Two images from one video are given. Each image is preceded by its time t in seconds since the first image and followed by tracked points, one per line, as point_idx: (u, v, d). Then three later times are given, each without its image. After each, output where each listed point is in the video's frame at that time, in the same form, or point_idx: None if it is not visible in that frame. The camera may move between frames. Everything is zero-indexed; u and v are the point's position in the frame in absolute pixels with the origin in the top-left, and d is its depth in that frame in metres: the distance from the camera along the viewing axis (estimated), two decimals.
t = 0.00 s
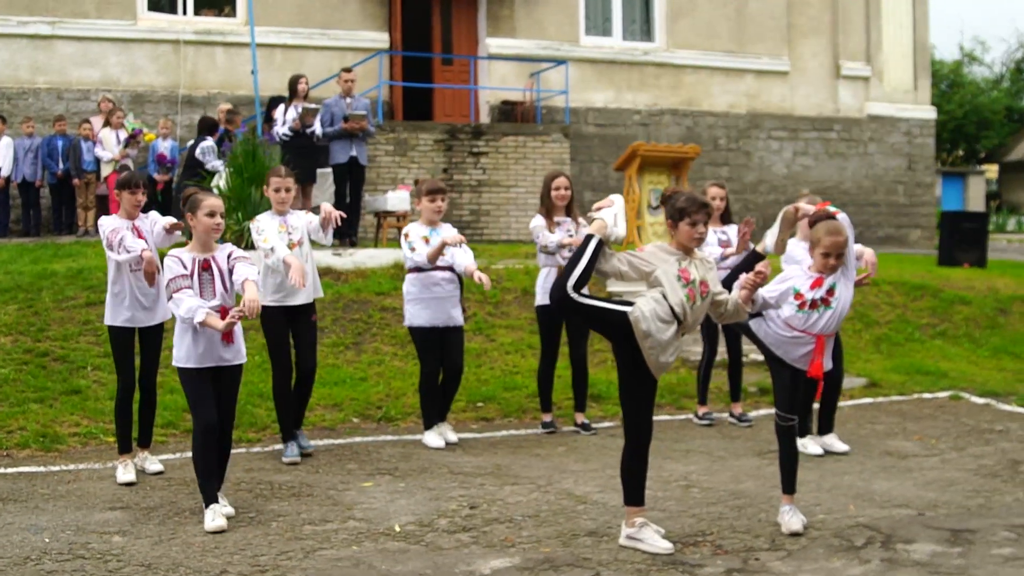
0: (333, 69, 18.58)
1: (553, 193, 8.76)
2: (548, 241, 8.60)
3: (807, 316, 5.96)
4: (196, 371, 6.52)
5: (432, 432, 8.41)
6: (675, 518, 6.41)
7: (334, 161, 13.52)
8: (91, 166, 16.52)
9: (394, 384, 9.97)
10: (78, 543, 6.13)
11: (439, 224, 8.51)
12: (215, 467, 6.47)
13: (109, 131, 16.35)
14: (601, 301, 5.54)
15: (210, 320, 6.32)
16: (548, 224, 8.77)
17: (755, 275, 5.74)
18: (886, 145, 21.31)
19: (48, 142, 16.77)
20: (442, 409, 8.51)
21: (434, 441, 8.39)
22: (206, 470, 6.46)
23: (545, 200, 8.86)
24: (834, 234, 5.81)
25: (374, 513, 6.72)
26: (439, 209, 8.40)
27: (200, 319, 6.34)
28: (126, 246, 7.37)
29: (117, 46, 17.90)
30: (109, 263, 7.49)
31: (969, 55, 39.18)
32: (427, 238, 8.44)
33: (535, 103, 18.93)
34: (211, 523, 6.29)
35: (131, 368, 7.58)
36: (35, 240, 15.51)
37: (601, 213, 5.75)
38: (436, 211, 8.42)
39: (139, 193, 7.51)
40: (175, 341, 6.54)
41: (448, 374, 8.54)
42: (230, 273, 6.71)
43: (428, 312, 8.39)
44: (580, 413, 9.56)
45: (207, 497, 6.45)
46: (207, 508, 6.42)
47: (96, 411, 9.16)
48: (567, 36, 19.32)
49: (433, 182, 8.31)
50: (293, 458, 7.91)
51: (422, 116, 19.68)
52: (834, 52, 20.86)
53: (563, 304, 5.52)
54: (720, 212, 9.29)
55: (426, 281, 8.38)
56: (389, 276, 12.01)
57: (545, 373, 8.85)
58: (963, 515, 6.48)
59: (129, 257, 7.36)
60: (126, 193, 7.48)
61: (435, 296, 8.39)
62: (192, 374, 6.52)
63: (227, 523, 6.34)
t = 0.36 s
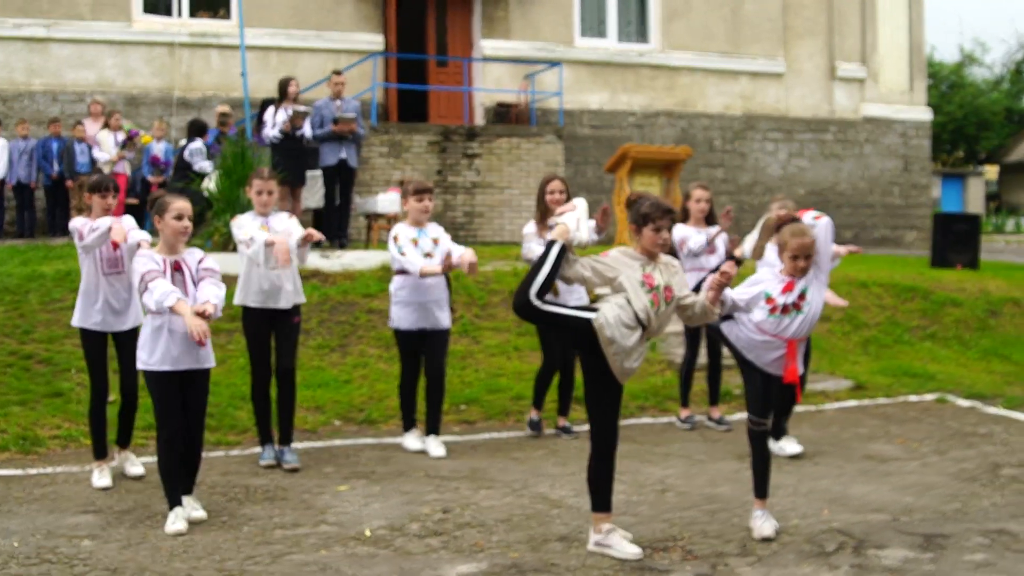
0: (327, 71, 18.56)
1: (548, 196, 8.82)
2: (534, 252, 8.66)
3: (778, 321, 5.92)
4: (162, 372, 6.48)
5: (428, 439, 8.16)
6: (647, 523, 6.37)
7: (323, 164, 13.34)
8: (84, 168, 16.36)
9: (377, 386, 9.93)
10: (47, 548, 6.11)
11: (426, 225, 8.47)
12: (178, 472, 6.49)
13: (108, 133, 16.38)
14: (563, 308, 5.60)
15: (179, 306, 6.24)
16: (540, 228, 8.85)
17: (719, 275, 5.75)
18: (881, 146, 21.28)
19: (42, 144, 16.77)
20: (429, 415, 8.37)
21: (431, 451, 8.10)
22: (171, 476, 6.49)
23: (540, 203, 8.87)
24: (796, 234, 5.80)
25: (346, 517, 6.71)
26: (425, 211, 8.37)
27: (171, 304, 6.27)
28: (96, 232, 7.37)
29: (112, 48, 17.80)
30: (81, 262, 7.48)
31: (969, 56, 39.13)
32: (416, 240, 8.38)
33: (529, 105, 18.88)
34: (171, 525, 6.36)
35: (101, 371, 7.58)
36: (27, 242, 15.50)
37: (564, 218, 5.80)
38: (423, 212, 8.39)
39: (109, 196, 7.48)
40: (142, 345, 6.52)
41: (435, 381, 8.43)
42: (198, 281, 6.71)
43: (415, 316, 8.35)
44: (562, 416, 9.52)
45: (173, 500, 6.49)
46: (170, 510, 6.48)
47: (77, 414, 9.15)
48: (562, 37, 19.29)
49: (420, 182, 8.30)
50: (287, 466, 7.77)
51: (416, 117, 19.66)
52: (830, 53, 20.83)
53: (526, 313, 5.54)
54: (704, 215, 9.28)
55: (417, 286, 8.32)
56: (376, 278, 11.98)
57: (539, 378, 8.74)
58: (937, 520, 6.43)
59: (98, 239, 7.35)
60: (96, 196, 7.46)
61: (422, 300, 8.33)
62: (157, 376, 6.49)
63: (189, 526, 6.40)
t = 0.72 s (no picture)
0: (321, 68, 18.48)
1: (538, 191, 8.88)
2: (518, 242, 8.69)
3: (748, 321, 5.86)
4: (128, 374, 6.36)
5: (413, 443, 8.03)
6: (623, 525, 6.28)
7: (312, 161, 13.34)
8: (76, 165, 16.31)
9: (361, 386, 9.84)
10: (13, 548, 6.03)
11: (417, 224, 8.41)
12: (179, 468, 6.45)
13: (103, 130, 16.32)
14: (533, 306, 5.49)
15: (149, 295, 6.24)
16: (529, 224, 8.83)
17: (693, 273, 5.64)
18: (879, 144, 21.17)
19: (34, 142, 16.71)
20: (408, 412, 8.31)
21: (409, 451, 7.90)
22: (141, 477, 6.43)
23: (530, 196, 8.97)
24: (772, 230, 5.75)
25: (319, 518, 6.65)
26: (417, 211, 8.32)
27: (141, 294, 6.22)
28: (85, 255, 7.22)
29: (105, 46, 17.80)
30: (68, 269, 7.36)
31: (972, 54, 38.97)
32: (405, 238, 8.33)
33: (526, 102, 18.77)
34: (140, 527, 6.30)
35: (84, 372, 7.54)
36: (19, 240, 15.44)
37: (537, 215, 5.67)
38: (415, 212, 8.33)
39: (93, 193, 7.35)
40: (110, 345, 6.40)
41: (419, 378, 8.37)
42: (169, 280, 6.51)
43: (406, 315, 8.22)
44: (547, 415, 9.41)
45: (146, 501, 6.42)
46: (140, 510, 6.41)
47: (57, 413, 9.08)
48: (558, 35, 19.19)
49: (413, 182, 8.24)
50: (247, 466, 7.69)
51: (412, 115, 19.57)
52: (828, 51, 20.71)
53: (495, 312, 5.42)
54: (698, 211, 9.06)
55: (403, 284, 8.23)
56: (364, 276, 11.91)
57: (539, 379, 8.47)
58: (918, 522, 6.30)
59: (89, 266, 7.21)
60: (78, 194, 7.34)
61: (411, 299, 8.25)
62: (123, 377, 6.39)
63: (159, 526, 6.33)
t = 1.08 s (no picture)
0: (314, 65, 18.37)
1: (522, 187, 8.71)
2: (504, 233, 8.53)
3: (719, 320, 5.75)
4: (103, 379, 6.14)
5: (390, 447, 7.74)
6: (595, 527, 6.16)
7: (299, 158, 13.13)
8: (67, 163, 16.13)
9: (344, 385, 9.73)
10: None
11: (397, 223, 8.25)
12: (148, 480, 6.20)
13: (94, 127, 16.17)
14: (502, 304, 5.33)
15: (124, 328, 5.91)
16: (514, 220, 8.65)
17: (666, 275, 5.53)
18: (877, 141, 21.02)
19: (25, 139, 16.60)
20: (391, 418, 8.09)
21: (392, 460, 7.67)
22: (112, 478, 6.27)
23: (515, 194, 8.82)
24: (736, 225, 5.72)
25: (289, 519, 6.55)
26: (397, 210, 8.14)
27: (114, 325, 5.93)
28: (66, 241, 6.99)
29: (98, 43, 17.67)
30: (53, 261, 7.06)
31: (975, 51, 38.82)
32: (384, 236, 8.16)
33: (521, 99, 18.60)
34: (105, 527, 6.24)
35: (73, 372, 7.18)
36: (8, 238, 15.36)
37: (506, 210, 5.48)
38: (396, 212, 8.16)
39: (84, 186, 7.02)
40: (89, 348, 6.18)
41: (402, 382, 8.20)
42: (148, 276, 6.25)
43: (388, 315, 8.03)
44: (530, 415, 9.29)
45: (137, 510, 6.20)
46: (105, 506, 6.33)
47: (33, 412, 8.98)
48: (553, 32, 19.07)
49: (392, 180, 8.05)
50: (231, 481, 7.29)
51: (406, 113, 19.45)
52: (826, 48, 20.57)
53: (462, 309, 5.26)
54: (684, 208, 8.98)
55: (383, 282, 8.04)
56: (351, 275, 11.81)
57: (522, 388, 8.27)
58: (897, 524, 6.16)
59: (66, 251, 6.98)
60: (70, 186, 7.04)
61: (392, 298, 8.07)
62: (101, 382, 6.15)
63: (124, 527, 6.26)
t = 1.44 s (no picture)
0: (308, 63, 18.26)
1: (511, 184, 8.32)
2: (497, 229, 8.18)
3: (692, 319, 5.60)
4: (75, 379, 5.86)
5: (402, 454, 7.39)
6: (567, 532, 6.01)
7: (287, 157, 12.94)
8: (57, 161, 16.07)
9: (325, 385, 9.59)
10: None
11: (383, 220, 7.77)
12: (99, 492, 5.76)
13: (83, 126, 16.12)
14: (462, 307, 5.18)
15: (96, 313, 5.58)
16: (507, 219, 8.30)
17: (634, 270, 5.35)
18: (878, 139, 20.83)
19: (15, 138, 16.50)
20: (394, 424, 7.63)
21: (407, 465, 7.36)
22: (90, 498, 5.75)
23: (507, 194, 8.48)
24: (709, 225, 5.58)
25: (255, 523, 6.40)
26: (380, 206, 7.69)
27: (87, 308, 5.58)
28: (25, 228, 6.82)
29: (89, 41, 17.61)
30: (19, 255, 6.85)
31: (980, 50, 38.57)
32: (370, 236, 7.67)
33: (517, 97, 18.41)
34: (90, 557, 5.61)
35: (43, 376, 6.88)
36: None
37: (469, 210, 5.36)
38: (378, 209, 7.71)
39: (48, 184, 6.77)
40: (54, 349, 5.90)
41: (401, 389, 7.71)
42: (125, 275, 5.94)
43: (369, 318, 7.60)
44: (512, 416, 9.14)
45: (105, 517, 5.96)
46: (88, 538, 5.75)
47: (8, 412, 8.85)
48: (549, 29, 18.91)
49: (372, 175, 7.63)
50: (231, 486, 6.98)
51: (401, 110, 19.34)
52: (825, 45, 20.39)
53: (422, 312, 5.13)
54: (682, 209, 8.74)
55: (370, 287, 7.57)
56: (336, 274, 11.66)
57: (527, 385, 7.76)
58: (877, 530, 5.99)
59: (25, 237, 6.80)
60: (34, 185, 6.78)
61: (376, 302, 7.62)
62: (69, 382, 5.87)
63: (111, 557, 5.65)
